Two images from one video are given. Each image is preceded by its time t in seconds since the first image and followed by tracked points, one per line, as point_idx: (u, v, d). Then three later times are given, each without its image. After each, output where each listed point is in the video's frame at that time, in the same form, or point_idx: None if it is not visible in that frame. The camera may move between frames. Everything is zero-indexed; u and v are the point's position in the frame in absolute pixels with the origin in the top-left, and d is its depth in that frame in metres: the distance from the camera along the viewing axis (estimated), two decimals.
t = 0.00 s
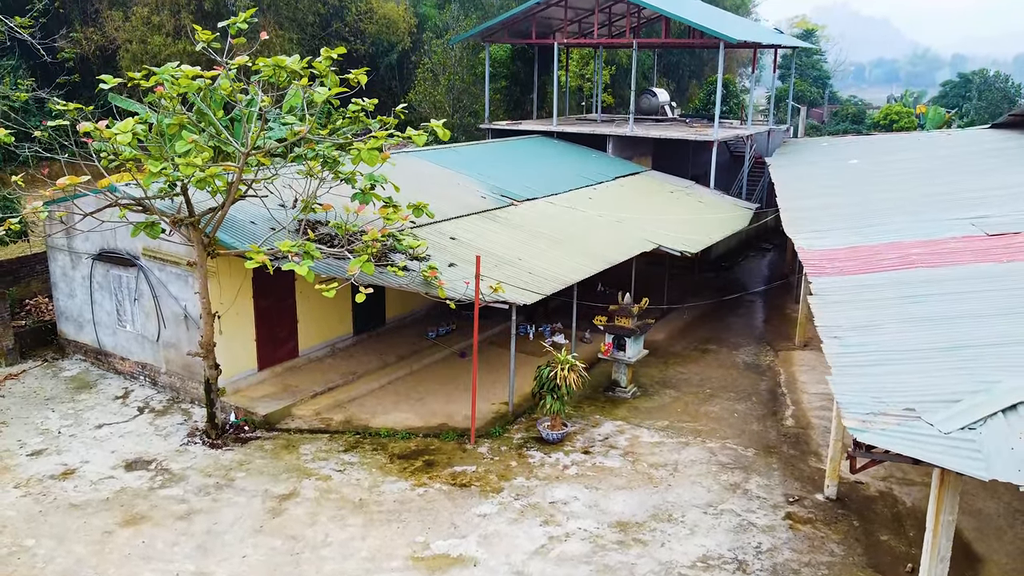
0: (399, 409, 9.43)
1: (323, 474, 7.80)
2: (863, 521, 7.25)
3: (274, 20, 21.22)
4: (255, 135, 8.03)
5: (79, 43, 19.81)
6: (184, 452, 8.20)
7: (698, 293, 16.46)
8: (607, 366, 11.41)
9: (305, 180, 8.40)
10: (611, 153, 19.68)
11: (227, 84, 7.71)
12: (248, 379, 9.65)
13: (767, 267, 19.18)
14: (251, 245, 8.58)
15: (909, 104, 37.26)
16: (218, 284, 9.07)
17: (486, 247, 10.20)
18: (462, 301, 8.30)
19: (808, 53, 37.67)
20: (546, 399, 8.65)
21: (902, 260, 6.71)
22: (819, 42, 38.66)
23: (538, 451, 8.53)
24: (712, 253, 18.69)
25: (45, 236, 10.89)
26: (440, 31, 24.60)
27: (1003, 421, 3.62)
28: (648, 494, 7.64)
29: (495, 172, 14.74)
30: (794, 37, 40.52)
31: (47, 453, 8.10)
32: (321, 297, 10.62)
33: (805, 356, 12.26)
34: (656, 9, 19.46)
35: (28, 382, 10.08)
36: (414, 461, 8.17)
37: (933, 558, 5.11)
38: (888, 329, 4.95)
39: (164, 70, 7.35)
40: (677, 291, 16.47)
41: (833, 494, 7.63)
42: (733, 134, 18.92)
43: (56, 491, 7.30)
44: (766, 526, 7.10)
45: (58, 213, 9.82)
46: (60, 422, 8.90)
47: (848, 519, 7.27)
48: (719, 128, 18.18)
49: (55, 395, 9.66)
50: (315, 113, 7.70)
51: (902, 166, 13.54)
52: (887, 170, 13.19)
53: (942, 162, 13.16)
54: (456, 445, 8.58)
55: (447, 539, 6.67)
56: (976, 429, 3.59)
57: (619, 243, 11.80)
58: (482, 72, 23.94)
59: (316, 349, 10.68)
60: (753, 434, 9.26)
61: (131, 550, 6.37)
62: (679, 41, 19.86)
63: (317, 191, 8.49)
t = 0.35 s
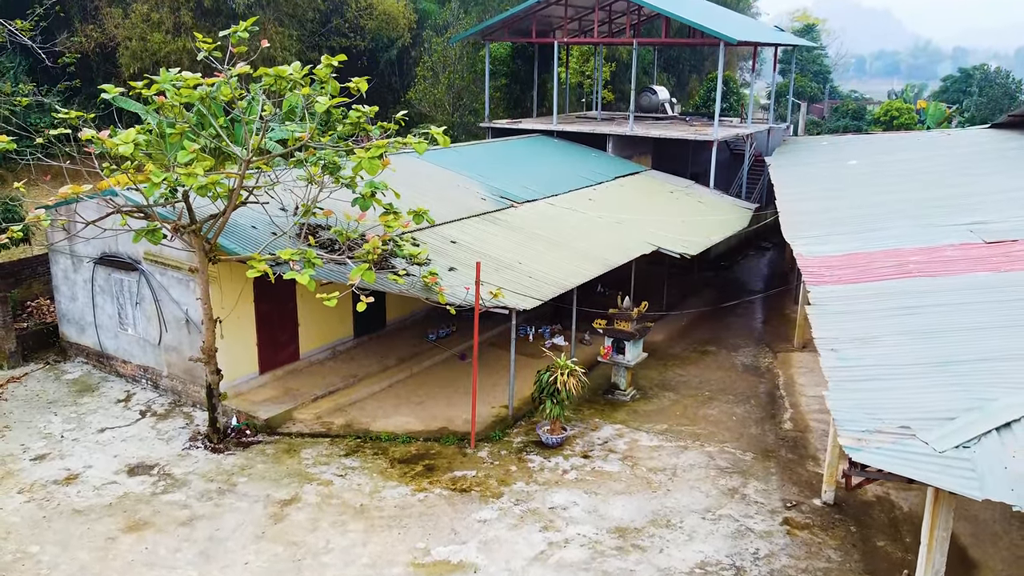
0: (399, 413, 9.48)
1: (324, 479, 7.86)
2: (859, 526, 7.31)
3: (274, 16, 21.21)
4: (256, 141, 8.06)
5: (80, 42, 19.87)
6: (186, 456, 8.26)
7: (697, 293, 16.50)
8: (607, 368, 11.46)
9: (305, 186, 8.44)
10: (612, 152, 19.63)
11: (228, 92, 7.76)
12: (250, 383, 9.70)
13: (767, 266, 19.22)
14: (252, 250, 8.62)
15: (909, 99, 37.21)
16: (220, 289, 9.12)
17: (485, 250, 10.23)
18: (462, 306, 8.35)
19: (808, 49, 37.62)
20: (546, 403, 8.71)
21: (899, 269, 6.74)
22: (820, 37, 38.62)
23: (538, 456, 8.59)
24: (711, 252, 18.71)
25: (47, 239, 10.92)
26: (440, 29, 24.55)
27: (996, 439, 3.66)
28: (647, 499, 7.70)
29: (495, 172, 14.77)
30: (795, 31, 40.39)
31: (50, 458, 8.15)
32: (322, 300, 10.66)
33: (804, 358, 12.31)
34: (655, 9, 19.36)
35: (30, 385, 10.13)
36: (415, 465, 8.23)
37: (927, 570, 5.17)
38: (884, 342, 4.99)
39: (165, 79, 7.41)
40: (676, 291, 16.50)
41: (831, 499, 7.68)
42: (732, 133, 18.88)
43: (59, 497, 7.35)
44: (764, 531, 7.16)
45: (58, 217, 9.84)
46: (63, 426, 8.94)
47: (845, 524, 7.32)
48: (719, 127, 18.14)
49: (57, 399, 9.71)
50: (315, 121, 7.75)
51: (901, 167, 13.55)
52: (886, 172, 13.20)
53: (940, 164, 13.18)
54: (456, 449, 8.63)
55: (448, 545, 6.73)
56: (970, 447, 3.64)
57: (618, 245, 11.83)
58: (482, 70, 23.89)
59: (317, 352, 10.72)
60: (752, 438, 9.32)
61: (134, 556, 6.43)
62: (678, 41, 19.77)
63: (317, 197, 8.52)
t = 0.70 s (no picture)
0: (400, 418, 9.54)
1: (325, 485, 7.92)
2: (857, 533, 7.37)
3: (274, 14, 21.20)
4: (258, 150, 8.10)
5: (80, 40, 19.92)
6: (188, 462, 8.32)
7: (697, 294, 16.55)
8: (606, 372, 11.52)
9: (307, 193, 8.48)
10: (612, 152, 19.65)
11: (229, 102, 7.83)
12: (251, 388, 9.76)
13: (766, 266, 19.26)
14: (253, 257, 8.66)
15: (910, 95, 37.23)
16: (222, 296, 9.17)
17: (485, 256, 10.27)
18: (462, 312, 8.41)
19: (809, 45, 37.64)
20: (545, 409, 8.78)
21: (897, 279, 6.78)
22: (821, 33, 38.62)
23: (538, 461, 8.65)
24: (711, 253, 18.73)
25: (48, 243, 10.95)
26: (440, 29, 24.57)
27: (989, 460, 3.72)
28: (645, 505, 7.76)
29: (495, 173, 14.80)
30: (795, 27, 40.33)
31: (53, 464, 8.21)
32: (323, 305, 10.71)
33: (803, 361, 12.36)
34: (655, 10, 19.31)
35: (33, 389, 10.18)
36: (415, 471, 8.29)
37: None
38: (881, 357, 5.04)
39: (166, 90, 7.48)
40: (675, 292, 16.54)
41: (828, 505, 7.74)
42: (733, 134, 18.86)
43: (63, 504, 7.41)
44: (761, 539, 7.22)
45: (59, 223, 9.88)
46: (65, 431, 9.00)
47: (842, 531, 7.39)
48: (718, 127, 18.14)
49: (60, 403, 9.76)
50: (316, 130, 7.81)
51: (901, 170, 13.56)
52: (886, 175, 13.22)
53: (940, 167, 13.20)
54: (456, 454, 8.70)
55: (448, 552, 6.80)
56: (964, 469, 3.69)
57: (618, 249, 11.87)
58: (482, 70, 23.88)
59: (317, 356, 10.77)
60: (750, 443, 9.38)
61: (137, 564, 6.50)
62: (678, 41, 19.72)
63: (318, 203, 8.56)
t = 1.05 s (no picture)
0: (400, 423, 9.59)
1: (326, 492, 7.97)
2: (854, 540, 7.42)
3: (275, 13, 21.18)
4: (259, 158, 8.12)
5: (81, 41, 19.93)
6: (190, 469, 8.37)
7: (697, 295, 16.58)
8: (606, 376, 11.56)
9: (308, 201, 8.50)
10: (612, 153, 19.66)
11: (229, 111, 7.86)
12: (253, 393, 9.81)
13: (766, 266, 19.28)
14: (254, 264, 8.69)
15: (911, 92, 37.21)
16: (223, 302, 9.20)
17: (485, 261, 10.30)
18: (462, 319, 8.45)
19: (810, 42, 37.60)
20: (545, 415, 8.83)
21: (895, 289, 6.81)
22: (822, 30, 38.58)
23: (538, 467, 8.70)
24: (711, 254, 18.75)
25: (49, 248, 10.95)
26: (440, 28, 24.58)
27: (984, 479, 3.76)
28: (645, 512, 7.81)
29: (496, 176, 14.82)
30: (796, 24, 40.24)
31: (55, 470, 8.25)
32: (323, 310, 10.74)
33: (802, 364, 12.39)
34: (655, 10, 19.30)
35: (35, 394, 10.22)
36: (416, 478, 8.34)
37: None
38: (879, 371, 5.08)
39: (166, 101, 7.52)
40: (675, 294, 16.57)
41: (826, 512, 7.79)
42: (733, 134, 18.86)
43: (66, 511, 7.46)
44: (760, 546, 7.27)
45: (60, 229, 9.92)
46: (68, 437, 9.04)
47: (841, 538, 7.43)
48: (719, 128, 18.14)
49: (62, 408, 9.81)
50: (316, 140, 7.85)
51: (900, 173, 13.58)
52: (885, 178, 13.24)
53: (940, 171, 13.22)
54: (457, 460, 8.75)
55: (448, 560, 6.85)
56: (958, 489, 3.73)
57: (618, 253, 11.91)
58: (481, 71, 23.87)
59: (318, 360, 10.80)
60: (749, 448, 9.42)
61: (139, 573, 6.55)
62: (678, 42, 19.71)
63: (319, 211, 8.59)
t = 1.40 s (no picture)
0: (401, 430, 9.64)
1: (328, 500, 8.02)
2: (852, 549, 7.47)
3: (275, 12, 21.17)
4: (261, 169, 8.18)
5: (81, 41, 19.95)
6: (193, 477, 8.42)
7: (696, 298, 16.62)
8: (606, 382, 11.60)
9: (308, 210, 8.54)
10: (612, 156, 19.66)
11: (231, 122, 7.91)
12: (254, 400, 9.85)
13: (765, 268, 19.31)
14: (256, 272, 8.74)
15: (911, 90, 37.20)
16: (224, 310, 9.24)
17: (485, 267, 10.35)
18: (463, 327, 8.50)
19: (810, 39, 37.60)
20: (545, 422, 8.89)
21: (893, 301, 6.85)
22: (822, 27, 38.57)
23: (538, 475, 8.74)
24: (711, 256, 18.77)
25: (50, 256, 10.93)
26: (441, 29, 24.61)
27: (980, 501, 3.81)
28: (644, 520, 7.86)
29: (496, 179, 14.85)
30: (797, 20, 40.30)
31: (59, 478, 8.31)
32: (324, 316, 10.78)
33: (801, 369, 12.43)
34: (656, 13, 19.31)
35: (38, 401, 10.26)
36: (417, 485, 8.39)
37: None
38: (876, 387, 5.13)
39: (169, 113, 7.56)
40: (675, 296, 16.59)
41: (824, 520, 7.84)
42: (733, 137, 18.84)
43: (69, 520, 7.52)
44: (759, 555, 7.32)
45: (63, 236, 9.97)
46: (71, 444, 9.09)
47: (839, 548, 7.48)
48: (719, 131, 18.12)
49: (64, 415, 9.85)
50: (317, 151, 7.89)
51: (900, 178, 13.61)
52: (885, 183, 13.27)
53: (939, 176, 13.25)
54: (457, 467, 8.80)
55: (448, 570, 6.90)
56: (954, 510, 3.79)
57: (618, 259, 11.95)
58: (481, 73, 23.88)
59: (319, 366, 10.85)
60: (748, 455, 9.47)
61: None
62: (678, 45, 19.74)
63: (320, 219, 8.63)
